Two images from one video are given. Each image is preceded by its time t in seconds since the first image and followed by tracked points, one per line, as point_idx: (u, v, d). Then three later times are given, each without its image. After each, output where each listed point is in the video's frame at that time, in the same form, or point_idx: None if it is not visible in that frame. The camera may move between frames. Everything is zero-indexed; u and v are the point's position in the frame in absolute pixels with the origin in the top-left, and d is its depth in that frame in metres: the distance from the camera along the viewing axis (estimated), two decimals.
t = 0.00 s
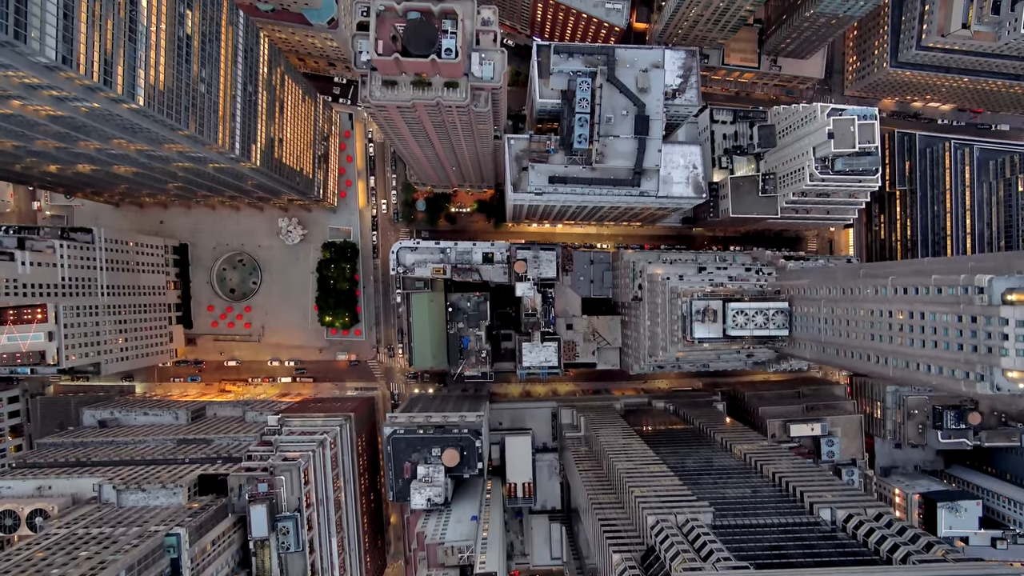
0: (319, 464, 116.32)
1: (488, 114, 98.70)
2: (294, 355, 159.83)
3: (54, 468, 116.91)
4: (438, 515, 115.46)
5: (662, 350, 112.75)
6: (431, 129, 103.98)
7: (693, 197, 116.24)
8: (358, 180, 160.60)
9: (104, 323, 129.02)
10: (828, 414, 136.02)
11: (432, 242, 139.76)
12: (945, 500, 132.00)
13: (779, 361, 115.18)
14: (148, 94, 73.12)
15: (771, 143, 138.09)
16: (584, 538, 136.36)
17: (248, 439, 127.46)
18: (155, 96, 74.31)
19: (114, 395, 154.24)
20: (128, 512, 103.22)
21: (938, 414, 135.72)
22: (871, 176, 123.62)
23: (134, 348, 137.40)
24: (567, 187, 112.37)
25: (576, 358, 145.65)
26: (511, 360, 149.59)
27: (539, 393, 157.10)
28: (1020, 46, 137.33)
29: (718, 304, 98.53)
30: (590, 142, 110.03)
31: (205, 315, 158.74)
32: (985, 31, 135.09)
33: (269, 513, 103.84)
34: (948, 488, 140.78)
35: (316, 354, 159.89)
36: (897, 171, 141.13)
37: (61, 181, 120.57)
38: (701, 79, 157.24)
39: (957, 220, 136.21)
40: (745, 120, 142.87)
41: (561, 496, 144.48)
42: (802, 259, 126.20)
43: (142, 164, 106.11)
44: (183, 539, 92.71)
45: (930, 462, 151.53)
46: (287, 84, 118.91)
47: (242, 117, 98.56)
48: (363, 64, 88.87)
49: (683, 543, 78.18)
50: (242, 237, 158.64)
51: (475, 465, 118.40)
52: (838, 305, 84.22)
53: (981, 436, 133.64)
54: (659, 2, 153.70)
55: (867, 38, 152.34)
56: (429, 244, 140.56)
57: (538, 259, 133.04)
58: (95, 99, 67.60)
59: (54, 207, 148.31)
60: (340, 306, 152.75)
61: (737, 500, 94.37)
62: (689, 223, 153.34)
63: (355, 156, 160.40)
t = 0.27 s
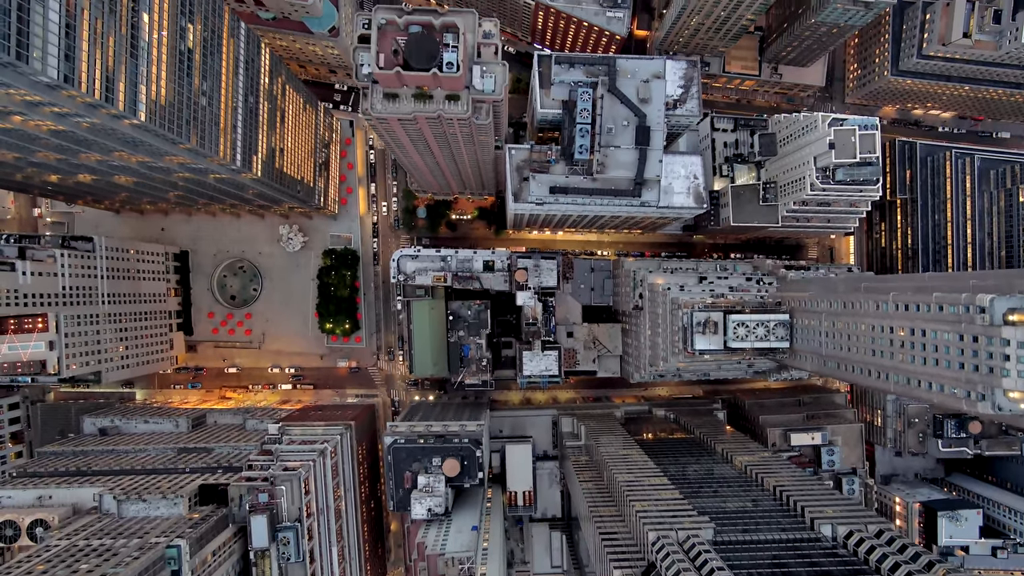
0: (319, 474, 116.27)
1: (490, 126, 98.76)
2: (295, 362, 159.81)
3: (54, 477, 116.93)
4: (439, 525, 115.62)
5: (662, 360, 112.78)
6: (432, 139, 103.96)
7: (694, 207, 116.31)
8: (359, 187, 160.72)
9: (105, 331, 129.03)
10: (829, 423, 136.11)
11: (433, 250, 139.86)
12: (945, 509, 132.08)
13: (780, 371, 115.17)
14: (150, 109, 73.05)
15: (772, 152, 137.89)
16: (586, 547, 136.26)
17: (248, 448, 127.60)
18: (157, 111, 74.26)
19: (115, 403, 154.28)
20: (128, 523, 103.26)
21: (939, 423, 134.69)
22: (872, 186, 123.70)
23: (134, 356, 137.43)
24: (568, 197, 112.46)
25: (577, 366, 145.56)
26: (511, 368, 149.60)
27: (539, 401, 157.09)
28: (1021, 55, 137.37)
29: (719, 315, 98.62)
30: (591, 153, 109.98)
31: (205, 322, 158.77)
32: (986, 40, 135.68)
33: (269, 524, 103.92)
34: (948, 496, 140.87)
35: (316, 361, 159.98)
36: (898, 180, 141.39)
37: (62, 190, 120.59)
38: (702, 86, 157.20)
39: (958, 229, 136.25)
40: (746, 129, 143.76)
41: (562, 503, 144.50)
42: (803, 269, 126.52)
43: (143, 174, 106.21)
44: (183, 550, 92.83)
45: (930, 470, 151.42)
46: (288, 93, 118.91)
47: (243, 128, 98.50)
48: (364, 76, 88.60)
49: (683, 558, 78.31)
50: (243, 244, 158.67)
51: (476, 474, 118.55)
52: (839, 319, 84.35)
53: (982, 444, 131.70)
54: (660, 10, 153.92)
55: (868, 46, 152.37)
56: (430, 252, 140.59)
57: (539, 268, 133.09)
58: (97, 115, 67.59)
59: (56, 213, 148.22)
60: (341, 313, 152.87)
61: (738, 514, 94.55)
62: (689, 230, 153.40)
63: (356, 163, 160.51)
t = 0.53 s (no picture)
0: (320, 483, 116.17)
1: (491, 137, 98.76)
2: (295, 369, 159.89)
3: (54, 486, 116.99)
4: (439, 534, 115.87)
5: (663, 371, 112.77)
6: (433, 151, 103.99)
7: (694, 217, 116.31)
8: (360, 194, 160.79)
9: (106, 339, 129.04)
10: (829, 432, 136.10)
11: (434, 258, 139.88)
12: (945, 518, 132.11)
13: (780, 381, 115.11)
14: (151, 124, 73.01)
15: (773, 160, 137.72)
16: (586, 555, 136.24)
17: (249, 456, 127.66)
18: (158, 126, 74.24)
19: (115, 409, 154.14)
20: (129, 533, 103.27)
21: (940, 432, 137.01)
22: (873, 196, 123.66)
23: (135, 364, 137.44)
24: (569, 208, 112.60)
25: (577, 374, 145.57)
26: (512, 376, 149.55)
27: (540, 408, 156.94)
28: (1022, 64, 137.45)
29: (720, 327, 98.68)
30: (592, 163, 109.93)
31: (206, 329, 158.80)
32: (986, 49, 135.71)
33: (270, 534, 104.15)
34: (948, 505, 140.84)
35: (317, 368, 159.99)
36: (899, 188, 141.16)
37: (63, 199, 120.60)
38: (703, 93, 157.14)
39: (959, 239, 136.31)
40: (746, 137, 143.26)
41: (562, 511, 144.37)
42: (803, 279, 126.29)
43: (145, 184, 106.17)
44: (184, 562, 92.87)
45: (930, 479, 151.30)
46: (289, 102, 118.86)
47: (244, 139, 98.54)
48: (366, 89, 88.49)
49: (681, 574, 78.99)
50: (243, 250, 158.67)
51: (477, 484, 118.55)
52: (839, 333, 84.54)
53: (983, 453, 135.79)
54: (661, 18, 154.06)
55: (869, 54, 152.34)
56: (431, 259, 140.69)
57: (540, 277, 133.16)
58: (99, 132, 67.63)
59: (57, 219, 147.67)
60: (341, 320, 152.91)
61: (739, 530, 94.85)
62: (690, 238, 153.32)
63: (356, 170, 160.55)
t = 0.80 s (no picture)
0: (320, 493, 116.07)
1: (492, 149, 98.73)
2: (296, 376, 159.87)
3: (55, 495, 117.02)
4: (440, 544, 115.85)
5: (663, 381, 112.72)
6: (435, 162, 103.99)
7: (695, 228, 116.33)
8: (360, 201, 160.85)
9: (107, 348, 129.05)
10: (830, 441, 136.07)
11: (435, 266, 139.97)
12: (946, 527, 132.03)
13: (781, 392, 115.07)
14: (153, 139, 73.03)
15: (773, 169, 137.49)
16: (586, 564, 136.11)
17: (249, 465, 127.69)
18: (160, 140, 74.25)
19: (116, 417, 154.13)
20: (130, 544, 103.26)
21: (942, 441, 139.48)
22: (873, 206, 123.67)
23: (135, 372, 137.41)
24: (570, 218, 112.72)
25: (578, 382, 145.54)
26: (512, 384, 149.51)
27: (540, 416, 156.77)
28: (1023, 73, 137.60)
29: (721, 339, 98.61)
30: (593, 174, 109.76)
31: (206, 336, 158.83)
32: (987, 58, 135.88)
33: (270, 544, 104.47)
34: (949, 514, 140.69)
35: (317, 375, 160.00)
36: (901, 197, 141.03)
37: (64, 207, 120.58)
38: (704, 101, 157.07)
39: (960, 248, 136.25)
40: (747, 145, 142.47)
41: (562, 520, 144.11)
42: (804, 289, 126.45)
43: (146, 194, 106.12)
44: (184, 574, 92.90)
45: (931, 487, 151.14)
46: (291, 111, 118.75)
47: (245, 151, 98.53)
48: (367, 102, 88.67)
49: None
50: (244, 257, 158.63)
51: (477, 494, 118.63)
52: (840, 347, 84.82)
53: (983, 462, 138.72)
54: (662, 26, 154.03)
55: (870, 62, 152.40)
56: (432, 267, 140.80)
57: (540, 286, 133.13)
58: (101, 148, 67.72)
59: (59, 225, 146.77)
60: (342, 327, 152.82)
61: (739, 547, 95.35)
62: (690, 246, 153.20)
63: (357, 177, 160.59)
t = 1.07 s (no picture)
0: (321, 503, 116.00)
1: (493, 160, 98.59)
2: (296, 383, 159.89)
3: (55, 505, 117.02)
4: (440, 554, 115.92)
5: (664, 391, 112.65)
6: (435, 173, 103.91)
7: (696, 239, 116.26)
8: (361, 208, 160.84)
9: (107, 356, 129.05)
10: (830, 450, 135.97)
11: (435, 274, 140.05)
12: (946, 537, 131.99)
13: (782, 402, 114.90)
14: (154, 154, 73.14)
15: (774, 177, 137.31)
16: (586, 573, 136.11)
17: (250, 474, 127.64)
18: (161, 155, 74.36)
19: (116, 424, 154.09)
20: (130, 555, 103.31)
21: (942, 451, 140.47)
22: (875, 216, 123.50)
23: (136, 380, 137.41)
24: (571, 228, 112.88)
25: (578, 390, 145.53)
26: (513, 391, 149.38)
27: (541, 423, 156.65)
28: None
29: (721, 351, 98.44)
30: (594, 184, 109.71)
31: (206, 342, 158.90)
32: (989, 67, 135.73)
33: (271, 555, 103.88)
34: (949, 523, 140.58)
35: (318, 382, 159.97)
36: (902, 206, 141.09)
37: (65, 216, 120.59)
38: (705, 109, 157.06)
39: (960, 258, 136.39)
40: (748, 153, 143.24)
41: (562, 527, 144.00)
42: (804, 298, 126.74)
43: (147, 205, 106.08)
44: None
45: (931, 495, 150.99)
46: (292, 121, 118.66)
47: (246, 162, 98.59)
48: (368, 114, 88.65)
49: None
50: (245, 264, 158.64)
51: (478, 504, 118.61)
52: (841, 361, 84.96)
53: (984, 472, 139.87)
54: (663, 34, 154.11)
55: (871, 70, 152.42)
56: (432, 275, 140.74)
57: (541, 295, 133.05)
58: (102, 165, 67.81)
59: (60, 232, 146.71)
60: (342, 334, 152.80)
61: (740, 560, 95.39)
62: (691, 254, 153.19)
63: (358, 184, 160.71)
